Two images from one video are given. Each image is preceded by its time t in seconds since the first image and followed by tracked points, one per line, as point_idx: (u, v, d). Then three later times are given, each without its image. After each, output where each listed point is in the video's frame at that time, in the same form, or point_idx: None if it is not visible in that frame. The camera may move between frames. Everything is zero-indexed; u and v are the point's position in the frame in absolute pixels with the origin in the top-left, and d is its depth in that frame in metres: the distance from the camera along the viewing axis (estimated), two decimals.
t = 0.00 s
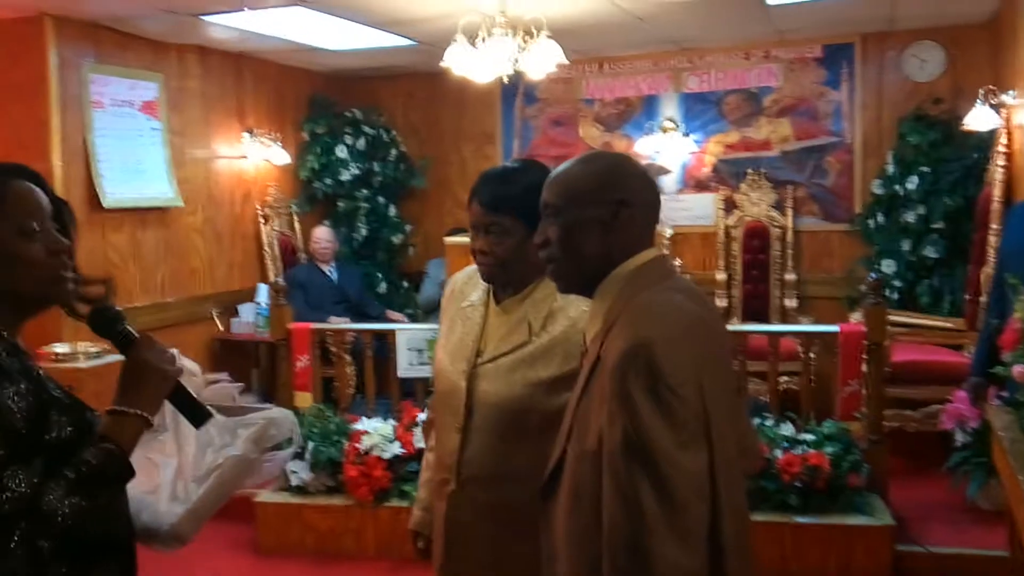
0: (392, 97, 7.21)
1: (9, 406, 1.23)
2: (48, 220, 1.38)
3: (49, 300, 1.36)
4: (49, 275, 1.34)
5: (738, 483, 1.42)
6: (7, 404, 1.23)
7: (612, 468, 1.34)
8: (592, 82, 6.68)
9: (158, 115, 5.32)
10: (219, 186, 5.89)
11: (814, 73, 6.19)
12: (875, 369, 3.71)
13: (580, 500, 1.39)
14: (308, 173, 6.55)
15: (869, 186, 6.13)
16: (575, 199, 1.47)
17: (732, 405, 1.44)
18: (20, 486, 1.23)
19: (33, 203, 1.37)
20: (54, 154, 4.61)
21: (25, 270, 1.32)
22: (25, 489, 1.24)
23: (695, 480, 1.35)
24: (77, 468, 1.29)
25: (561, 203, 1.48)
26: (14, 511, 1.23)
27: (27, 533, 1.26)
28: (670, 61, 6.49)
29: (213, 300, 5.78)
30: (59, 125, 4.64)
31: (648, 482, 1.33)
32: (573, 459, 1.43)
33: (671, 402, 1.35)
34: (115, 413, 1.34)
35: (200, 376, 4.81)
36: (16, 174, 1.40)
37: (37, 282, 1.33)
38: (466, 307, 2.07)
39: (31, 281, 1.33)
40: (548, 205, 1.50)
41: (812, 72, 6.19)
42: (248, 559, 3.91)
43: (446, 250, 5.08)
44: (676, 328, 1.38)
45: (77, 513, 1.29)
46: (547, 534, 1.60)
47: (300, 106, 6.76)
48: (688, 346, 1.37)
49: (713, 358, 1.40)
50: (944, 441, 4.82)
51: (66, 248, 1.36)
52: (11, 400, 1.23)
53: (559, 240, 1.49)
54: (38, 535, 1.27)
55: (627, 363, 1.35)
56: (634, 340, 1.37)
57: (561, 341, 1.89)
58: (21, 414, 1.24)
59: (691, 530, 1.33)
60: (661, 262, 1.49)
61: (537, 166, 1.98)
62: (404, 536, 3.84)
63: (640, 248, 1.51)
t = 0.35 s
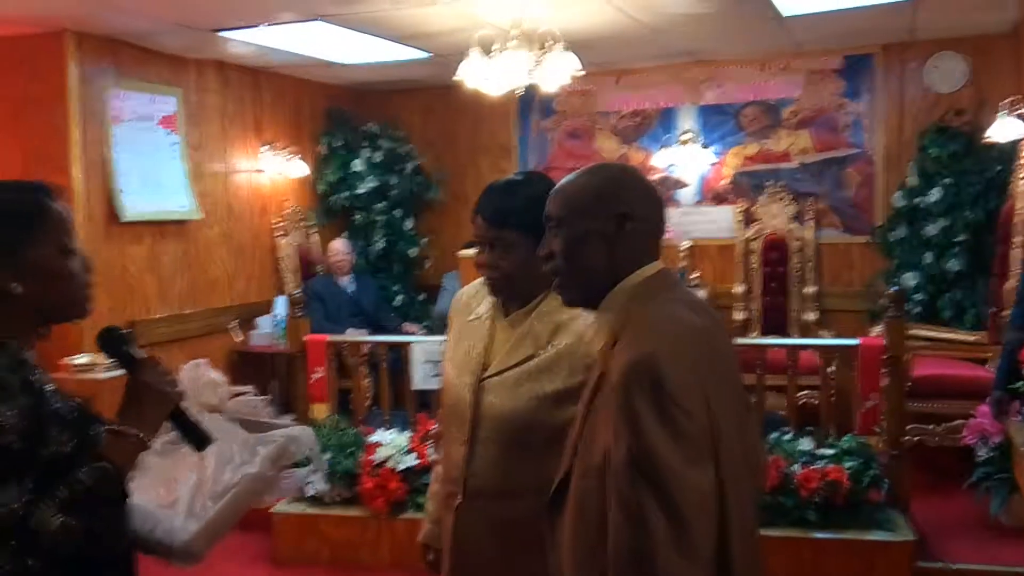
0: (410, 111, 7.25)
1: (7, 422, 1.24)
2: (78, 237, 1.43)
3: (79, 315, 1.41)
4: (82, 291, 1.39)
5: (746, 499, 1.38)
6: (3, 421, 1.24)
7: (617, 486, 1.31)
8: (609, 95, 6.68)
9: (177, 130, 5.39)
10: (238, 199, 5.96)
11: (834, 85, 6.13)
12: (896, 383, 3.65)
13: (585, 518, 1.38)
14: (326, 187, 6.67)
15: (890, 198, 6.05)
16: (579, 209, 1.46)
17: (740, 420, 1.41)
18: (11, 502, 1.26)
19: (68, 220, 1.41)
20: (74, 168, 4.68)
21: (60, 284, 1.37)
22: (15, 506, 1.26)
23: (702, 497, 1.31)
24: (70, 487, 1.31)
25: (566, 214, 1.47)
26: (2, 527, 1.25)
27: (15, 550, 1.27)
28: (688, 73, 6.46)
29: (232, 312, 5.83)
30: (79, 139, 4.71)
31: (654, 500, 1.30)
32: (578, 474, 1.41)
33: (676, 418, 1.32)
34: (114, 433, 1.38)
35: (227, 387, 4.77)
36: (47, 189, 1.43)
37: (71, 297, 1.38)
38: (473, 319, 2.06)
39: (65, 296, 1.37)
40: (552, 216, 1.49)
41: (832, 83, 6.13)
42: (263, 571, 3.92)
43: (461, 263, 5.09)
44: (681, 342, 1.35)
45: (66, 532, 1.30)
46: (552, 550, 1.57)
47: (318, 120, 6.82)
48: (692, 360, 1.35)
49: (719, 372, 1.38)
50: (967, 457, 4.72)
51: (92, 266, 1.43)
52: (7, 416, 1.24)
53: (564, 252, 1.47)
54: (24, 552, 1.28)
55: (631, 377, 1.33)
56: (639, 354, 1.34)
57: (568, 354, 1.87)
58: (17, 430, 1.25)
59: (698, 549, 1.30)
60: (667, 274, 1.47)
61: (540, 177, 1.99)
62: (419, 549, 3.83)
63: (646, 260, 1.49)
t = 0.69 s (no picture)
0: (426, 109, 7.27)
1: (25, 418, 1.26)
2: (112, 247, 1.43)
3: (95, 325, 1.39)
4: (100, 300, 1.38)
5: (752, 501, 1.38)
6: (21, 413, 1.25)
7: (624, 487, 1.31)
8: (625, 95, 6.67)
9: (192, 126, 5.44)
10: (253, 196, 6.00)
11: (851, 86, 6.09)
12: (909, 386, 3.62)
13: (592, 518, 1.38)
14: (340, 184, 6.67)
15: (906, 200, 6.01)
16: (591, 208, 1.46)
17: (748, 421, 1.40)
18: (18, 500, 1.24)
19: (103, 229, 1.42)
20: (90, 163, 4.73)
21: (79, 288, 1.37)
22: (22, 504, 1.24)
23: (710, 500, 1.31)
24: (79, 491, 1.30)
25: (577, 212, 1.47)
26: (6, 526, 1.23)
27: (17, 552, 1.24)
28: (704, 73, 6.44)
29: (245, 309, 5.88)
30: (94, 135, 4.76)
31: (662, 502, 1.30)
32: (585, 474, 1.41)
33: (685, 419, 1.31)
34: (128, 442, 1.38)
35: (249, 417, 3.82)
36: (91, 198, 1.45)
37: (89, 304, 1.38)
38: (483, 317, 2.07)
39: (81, 302, 1.37)
40: (564, 215, 1.49)
41: (849, 84, 6.09)
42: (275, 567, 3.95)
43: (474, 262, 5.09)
44: (690, 342, 1.35)
45: (69, 537, 1.28)
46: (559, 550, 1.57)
47: (334, 119, 6.85)
48: (702, 361, 1.34)
49: (728, 373, 1.37)
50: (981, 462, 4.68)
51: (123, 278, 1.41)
52: (26, 413, 1.26)
53: (575, 251, 1.48)
54: (26, 554, 1.25)
55: (640, 377, 1.33)
56: (647, 354, 1.34)
57: (577, 353, 1.87)
58: (34, 427, 1.26)
59: (705, 551, 1.29)
60: (678, 275, 1.47)
61: (550, 176, 1.98)
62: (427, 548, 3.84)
63: (658, 260, 1.49)
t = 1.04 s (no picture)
0: (433, 102, 7.27)
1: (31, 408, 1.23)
2: (110, 232, 1.39)
3: (91, 309, 1.36)
4: (94, 284, 1.34)
5: (759, 491, 1.38)
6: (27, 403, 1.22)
7: (632, 477, 1.31)
8: (633, 87, 6.65)
9: (200, 117, 5.44)
10: (261, 187, 6.01)
11: (861, 78, 6.07)
12: (917, 379, 3.61)
13: (599, 507, 1.38)
14: (348, 176, 6.70)
15: (915, 194, 5.99)
16: (601, 198, 1.46)
17: (756, 411, 1.40)
18: (25, 490, 1.21)
19: (100, 214, 1.38)
20: (98, 154, 4.74)
21: (74, 274, 1.33)
22: (29, 494, 1.21)
23: (717, 489, 1.31)
24: (85, 480, 1.28)
25: (587, 203, 1.47)
26: (14, 516, 1.21)
27: (24, 542, 1.22)
28: (713, 65, 6.42)
29: (253, 300, 5.89)
30: (102, 126, 4.77)
31: (670, 492, 1.29)
32: (593, 463, 1.41)
33: (694, 409, 1.31)
34: (135, 430, 1.35)
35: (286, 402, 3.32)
36: (88, 183, 1.41)
37: (85, 289, 1.34)
38: (492, 308, 2.07)
39: (76, 286, 1.33)
40: (573, 205, 1.49)
41: (859, 77, 6.07)
42: (283, 557, 3.97)
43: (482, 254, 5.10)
44: (698, 332, 1.34)
45: (76, 527, 1.26)
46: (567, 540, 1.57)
47: (341, 110, 6.85)
48: (710, 351, 1.34)
49: (736, 363, 1.37)
50: (989, 455, 4.68)
51: (120, 263, 1.37)
52: (33, 403, 1.23)
53: (584, 241, 1.48)
54: (32, 542, 1.23)
55: (649, 366, 1.32)
56: (656, 344, 1.34)
57: (586, 343, 1.87)
58: (40, 417, 1.24)
59: (713, 541, 1.29)
60: (687, 265, 1.47)
61: (560, 167, 1.98)
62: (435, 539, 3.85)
63: (667, 250, 1.48)
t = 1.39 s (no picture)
0: (431, 95, 7.26)
1: (11, 410, 1.20)
2: (91, 230, 1.37)
3: (62, 306, 1.34)
4: (63, 277, 1.31)
5: (759, 483, 1.38)
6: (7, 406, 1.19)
7: (631, 470, 1.31)
8: (631, 80, 6.65)
9: (196, 112, 5.43)
10: (258, 182, 6.00)
11: (858, 71, 6.07)
12: (915, 371, 3.62)
13: (600, 500, 1.38)
14: (346, 171, 6.67)
15: (912, 186, 6.00)
16: (600, 190, 1.46)
17: (755, 403, 1.41)
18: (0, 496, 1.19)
19: (82, 211, 1.36)
20: (92, 149, 4.73)
21: (45, 270, 1.31)
22: (4, 499, 1.19)
23: (716, 481, 1.31)
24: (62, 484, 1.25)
25: (586, 195, 1.47)
26: None
27: None
28: (711, 58, 6.42)
29: (250, 296, 5.89)
30: (97, 120, 4.76)
31: (669, 485, 1.30)
32: (594, 457, 1.41)
33: (692, 401, 1.32)
34: (117, 432, 1.32)
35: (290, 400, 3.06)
36: (74, 181, 1.39)
37: (58, 286, 1.32)
38: (494, 302, 2.08)
39: (47, 283, 1.31)
40: (573, 197, 1.49)
41: (856, 69, 6.07)
42: (284, 553, 3.97)
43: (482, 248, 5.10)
44: (697, 325, 1.35)
45: (53, 532, 1.25)
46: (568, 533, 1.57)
47: (339, 105, 6.84)
48: (709, 344, 1.35)
49: (734, 355, 1.38)
50: (987, 446, 4.70)
51: (95, 261, 1.35)
52: (11, 405, 1.20)
53: (583, 233, 1.48)
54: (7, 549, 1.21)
55: (648, 359, 1.33)
56: (654, 336, 1.34)
57: (588, 337, 1.88)
58: (18, 421, 1.21)
59: (712, 533, 1.30)
60: (686, 258, 1.47)
61: (560, 160, 1.98)
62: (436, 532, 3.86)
63: (666, 243, 1.49)
